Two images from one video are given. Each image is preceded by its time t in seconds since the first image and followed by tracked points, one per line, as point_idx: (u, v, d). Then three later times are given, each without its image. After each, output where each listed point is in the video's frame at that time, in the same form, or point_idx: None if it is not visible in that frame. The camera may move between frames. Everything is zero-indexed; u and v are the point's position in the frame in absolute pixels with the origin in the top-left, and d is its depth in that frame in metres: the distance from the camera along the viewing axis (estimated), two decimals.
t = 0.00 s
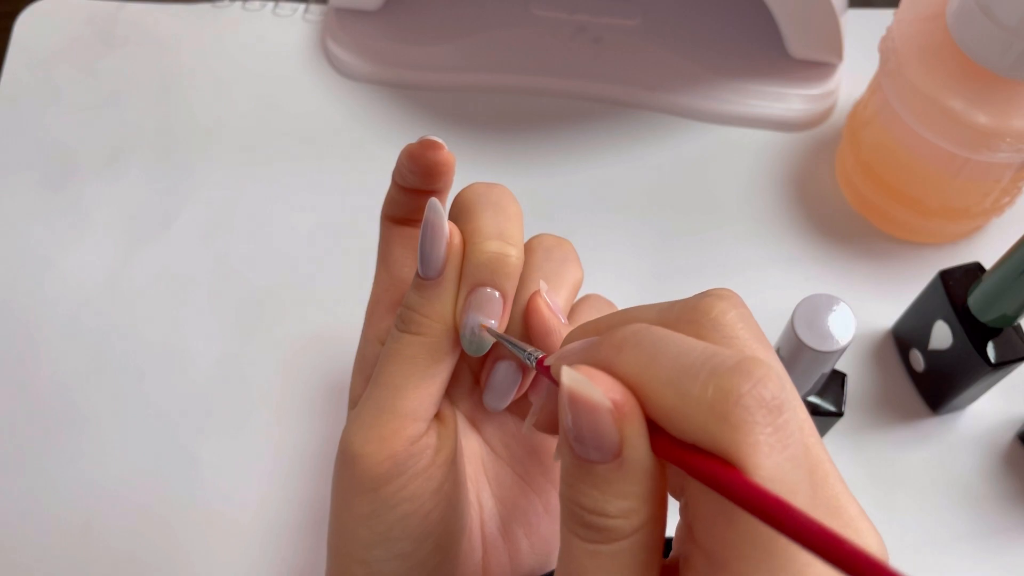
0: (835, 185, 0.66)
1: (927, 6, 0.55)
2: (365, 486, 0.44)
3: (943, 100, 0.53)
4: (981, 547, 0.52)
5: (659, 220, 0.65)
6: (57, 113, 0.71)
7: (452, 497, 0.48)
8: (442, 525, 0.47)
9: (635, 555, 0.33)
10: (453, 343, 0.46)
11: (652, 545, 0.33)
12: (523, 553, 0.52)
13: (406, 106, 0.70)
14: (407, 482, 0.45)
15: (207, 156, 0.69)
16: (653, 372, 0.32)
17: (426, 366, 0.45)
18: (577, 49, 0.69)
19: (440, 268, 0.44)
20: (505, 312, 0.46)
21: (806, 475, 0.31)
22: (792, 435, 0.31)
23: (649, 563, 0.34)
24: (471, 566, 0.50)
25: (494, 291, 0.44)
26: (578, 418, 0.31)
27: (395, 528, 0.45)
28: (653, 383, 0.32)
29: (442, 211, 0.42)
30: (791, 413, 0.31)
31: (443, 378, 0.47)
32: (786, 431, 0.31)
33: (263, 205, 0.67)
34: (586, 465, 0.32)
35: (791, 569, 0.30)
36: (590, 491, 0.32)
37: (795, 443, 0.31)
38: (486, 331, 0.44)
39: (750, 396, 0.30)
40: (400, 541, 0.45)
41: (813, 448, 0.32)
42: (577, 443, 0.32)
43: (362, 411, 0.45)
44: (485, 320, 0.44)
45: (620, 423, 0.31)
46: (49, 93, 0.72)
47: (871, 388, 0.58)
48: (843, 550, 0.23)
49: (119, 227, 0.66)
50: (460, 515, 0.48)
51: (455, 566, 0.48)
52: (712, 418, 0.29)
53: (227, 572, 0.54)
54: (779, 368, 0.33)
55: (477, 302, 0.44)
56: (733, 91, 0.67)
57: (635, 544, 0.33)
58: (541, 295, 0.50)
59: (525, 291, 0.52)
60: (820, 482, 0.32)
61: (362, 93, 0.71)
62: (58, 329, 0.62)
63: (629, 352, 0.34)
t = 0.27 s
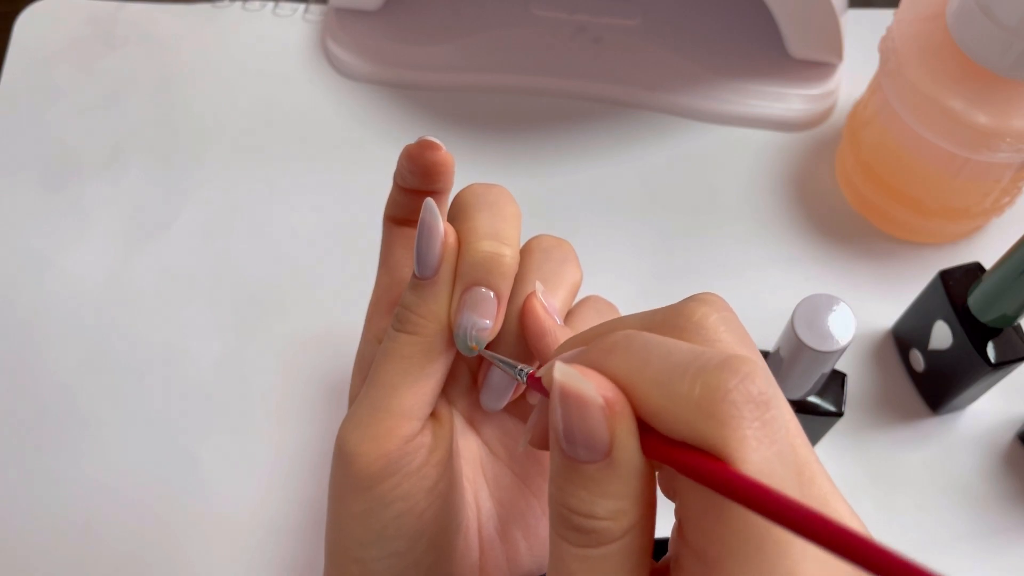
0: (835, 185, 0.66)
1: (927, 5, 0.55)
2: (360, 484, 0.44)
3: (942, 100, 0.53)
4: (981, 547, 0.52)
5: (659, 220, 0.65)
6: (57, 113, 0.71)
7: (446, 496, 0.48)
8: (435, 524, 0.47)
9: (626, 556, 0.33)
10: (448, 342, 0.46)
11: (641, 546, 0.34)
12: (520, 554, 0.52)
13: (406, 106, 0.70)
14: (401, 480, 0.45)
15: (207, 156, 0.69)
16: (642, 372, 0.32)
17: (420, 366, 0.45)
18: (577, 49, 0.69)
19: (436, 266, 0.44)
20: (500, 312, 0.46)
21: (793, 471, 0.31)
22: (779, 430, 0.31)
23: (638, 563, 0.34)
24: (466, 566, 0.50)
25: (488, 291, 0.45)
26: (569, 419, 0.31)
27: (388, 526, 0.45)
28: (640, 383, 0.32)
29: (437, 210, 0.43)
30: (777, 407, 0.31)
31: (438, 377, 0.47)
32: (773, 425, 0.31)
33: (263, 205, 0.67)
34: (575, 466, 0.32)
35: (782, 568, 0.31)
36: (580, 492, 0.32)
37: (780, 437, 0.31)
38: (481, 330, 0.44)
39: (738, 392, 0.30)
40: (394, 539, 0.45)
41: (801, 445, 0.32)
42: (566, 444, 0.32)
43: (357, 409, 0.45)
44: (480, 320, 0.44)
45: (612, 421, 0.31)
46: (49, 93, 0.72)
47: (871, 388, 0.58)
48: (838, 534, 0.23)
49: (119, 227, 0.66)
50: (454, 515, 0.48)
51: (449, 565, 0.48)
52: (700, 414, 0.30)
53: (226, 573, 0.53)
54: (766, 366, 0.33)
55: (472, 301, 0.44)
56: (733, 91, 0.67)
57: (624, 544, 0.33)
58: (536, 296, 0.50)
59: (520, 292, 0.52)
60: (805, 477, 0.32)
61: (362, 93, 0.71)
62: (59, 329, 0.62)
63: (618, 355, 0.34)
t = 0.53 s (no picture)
0: (835, 185, 0.66)
1: (927, 5, 0.55)
2: (354, 481, 0.44)
3: (942, 100, 0.53)
4: (981, 547, 0.52)
5: (659, 220, 0.65)
6: (57, 113, 0.71)
7: (443, 495, 0.48)
8: (431, 523, 0.47)
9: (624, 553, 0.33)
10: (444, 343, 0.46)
11: (640, 543, 0.34)
12: (518, 555, 0.52)
13: (406, 106, 0.70)
14: (396, 479, 0.45)
15: (207, 157, 0.69)
16: (646, 369, 0.32)
17: (418, 365, 0.45)
18: (577, 49, 0.69)
19: (433, 265, 0.44)
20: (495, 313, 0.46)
21: (796, 472, 0.31)
22: (784, 432, 0.31)
23: (638, 561, 0.34)
24: (463, 566, 0.50)
25: (485, 291, 0.45)
26: (570, 414, 0.31)
27: (382, 525, 0.45)
28: (645, 381, 0.32)
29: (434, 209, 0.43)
30: (782, 411, 0.31)
31: (436, 377, 0.47)
32: (778, 428, 0.31)
33: (263, 205, 0.67)
34: (577, 461, 0.32)
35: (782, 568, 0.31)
36: (580, 488, 0.32)
37: (786, 440, 0.31)
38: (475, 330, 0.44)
39: (742, 393, 0.30)
40: (388, 537, 0.46)
41: (803, 448, 0.32)
42: (568, 439, 0.32)
43: (353, 407, 0.46)
44: (474, 320, 0.44)
45: (612, 419, 0.31)
46: (49, 93, 0.72)
47: (871, 388, 0.58)
48: (834, 541, 0.23)
49: (119, 228, 0.66)
50: (451, 514, 0.48)
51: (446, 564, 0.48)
52: (705, 415, 0.30)
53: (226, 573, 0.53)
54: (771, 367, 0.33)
55: (467, 301, 0.44)
56: (733, 91, 0.67)
57: (623, 541, 0.33)
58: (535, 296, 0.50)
59: (519, 292, 0.52)
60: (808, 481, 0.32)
61: (362, 93, 0.71)
62: (59, 329, 0.62)
63: (623, 352, 0.34)
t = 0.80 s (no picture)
0: (835, 185, 0.66)
1: (927, 5, 0.55)
2: (351, 480, 0.44)
3: (943, 100, 0.53)
4: (980, 547, 0.52)
5: (659, 220, 0.65)
6: (57, 113, 0.71)
7: (441, 494, 0.47)
8: (428, 522, 0.47)
9: (626, 553, 0.33)
10: (444, 343, 0.46)
11: (640, 544, 0.34)
12: (517, 556, 0.52)
13: (406, 106, 0.70)
14: (392, 478, 0.45)
15: (208, 157, 0.69)
16: (644, 370, 0.32)
17: (416, 364, 0.45)
18: (577, 49, 0.69)
19: (432, 266, 0.44)
20: (494, 313, 0.46)
21: (795, 471, 0.31)
22: (783, 431, 0.31)
23: (638, 560, 0.34)
24: (461, 567, 0.50)
25: (483, 291, 0.45)
26: (570, 412, 0.31)
27: (380, 524, 0.45)
28: (643, 380, 0.32)
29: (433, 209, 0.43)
30: (781, 410, 0.31)
31: (434, 376, 0.46)
32: (777, 427, 0.31)
33: (263, 205, 0.67)
34: (576, 461, 0.32)
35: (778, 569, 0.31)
36: (579, 486, 0.33)
37: (784, 440, 0.31)
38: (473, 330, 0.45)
39: (740, 393, 0.30)
40: (385, 536, 0.46)
41: (801, 448, 0.32)
42: (567, 437, 0.32)
43: (351, 405, 0.45)
44: (473, 319, 0.44)
45: (611, 418, 0.31)
46: (49, 93, 0.72)
47: (871, 388, 0.58)
48: (829, 539, 0.23)
49: (119, 228, 0.66)
50: (448, 515, 0.48)
51: (443, 564, 0.48)
52: (703, 415, 0.30)
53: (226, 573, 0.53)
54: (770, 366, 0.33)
55: (466, 302, 0.44)
56: (733, 90, 0.67)
57: (621, 542, 0.33)
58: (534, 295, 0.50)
59: (518, 292, 0.52)
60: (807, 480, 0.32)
61: (362, 93, 0.71)
62: (59, 329, 0.62)
63: (620, 350, 0.34)
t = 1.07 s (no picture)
0: (835, 185, 0.66)
1: (927, 5, 0.55)
2: (350, 478, 0.44)
3: (943, 100, 0.53)
4: (980, 547, 0.52)
5: (659, 220, 0.65)
6: (57, 113, 0.71)
7: (439, 494, 0.47)
8: (426, 522, 0.47)
9: (623, 555, 0.33)
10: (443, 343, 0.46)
11: (638, 546, 0.34)
12: (516, 558, 0.52)
13: (406, 106, 0.70)
14: (391, 477, 0.45)
15: (208, 157, 0.69)
16: (644, 370, 0.32)
17: (416, 363, 0.45)
18: (577, 49, 0.69)
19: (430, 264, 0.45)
20: (493, 313, 0.46)
21: (793, 469, 0.31)
22: (781, 429, 0.31)
23: (637, 560, 0.34)
24: (460, 567, 0.50)
25: (482, 291, 0.45)
26: (571, 411, 0.31)
27: (378, 523, 0.45)
28: (643, 380, 0.32)
29: (433, 209, 0.43)
30: (779, 408, 0.31)
31: (434, 376, 0.46)
32: (775, 424, 0.31)
33: (263, 205, 0.67)
34: (575, 462, 0.32)
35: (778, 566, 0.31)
36: (578, 487, 0.32)
37: (782, 437, 0.31)
38: (472, 330, 0.44)
39: (739, 390, 0.30)
40: (383, 535, 0.46)
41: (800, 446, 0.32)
42: (567, 437, 0.32)
43: (351, 404, 0.45)
44: (471, 320, 0.44)
45: (612, 417, 0.31)
46: (49, 93, 0.72)
47: (871, 389, 0.58)
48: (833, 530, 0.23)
49: (119, 228, 0.66)
50: (447, 515, 0.48)
51: (441, 564, 0.48)
52: (702, 413, 0.30)
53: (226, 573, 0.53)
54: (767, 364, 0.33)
55: (464, 301, 0.44)
56: (733, 90, 0.67)
57: (619, 543, 0.33)
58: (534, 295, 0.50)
59: (518, 293, 0.52)
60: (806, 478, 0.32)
61: (362, 93, 0.71)
62: (59, 329, 0.62)
63: (620, 351, 0.34)
